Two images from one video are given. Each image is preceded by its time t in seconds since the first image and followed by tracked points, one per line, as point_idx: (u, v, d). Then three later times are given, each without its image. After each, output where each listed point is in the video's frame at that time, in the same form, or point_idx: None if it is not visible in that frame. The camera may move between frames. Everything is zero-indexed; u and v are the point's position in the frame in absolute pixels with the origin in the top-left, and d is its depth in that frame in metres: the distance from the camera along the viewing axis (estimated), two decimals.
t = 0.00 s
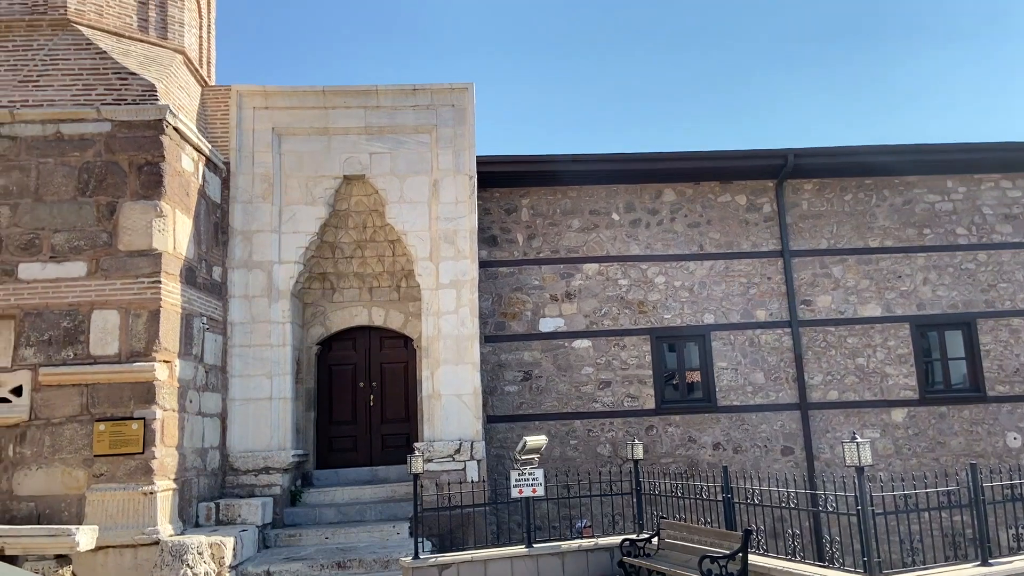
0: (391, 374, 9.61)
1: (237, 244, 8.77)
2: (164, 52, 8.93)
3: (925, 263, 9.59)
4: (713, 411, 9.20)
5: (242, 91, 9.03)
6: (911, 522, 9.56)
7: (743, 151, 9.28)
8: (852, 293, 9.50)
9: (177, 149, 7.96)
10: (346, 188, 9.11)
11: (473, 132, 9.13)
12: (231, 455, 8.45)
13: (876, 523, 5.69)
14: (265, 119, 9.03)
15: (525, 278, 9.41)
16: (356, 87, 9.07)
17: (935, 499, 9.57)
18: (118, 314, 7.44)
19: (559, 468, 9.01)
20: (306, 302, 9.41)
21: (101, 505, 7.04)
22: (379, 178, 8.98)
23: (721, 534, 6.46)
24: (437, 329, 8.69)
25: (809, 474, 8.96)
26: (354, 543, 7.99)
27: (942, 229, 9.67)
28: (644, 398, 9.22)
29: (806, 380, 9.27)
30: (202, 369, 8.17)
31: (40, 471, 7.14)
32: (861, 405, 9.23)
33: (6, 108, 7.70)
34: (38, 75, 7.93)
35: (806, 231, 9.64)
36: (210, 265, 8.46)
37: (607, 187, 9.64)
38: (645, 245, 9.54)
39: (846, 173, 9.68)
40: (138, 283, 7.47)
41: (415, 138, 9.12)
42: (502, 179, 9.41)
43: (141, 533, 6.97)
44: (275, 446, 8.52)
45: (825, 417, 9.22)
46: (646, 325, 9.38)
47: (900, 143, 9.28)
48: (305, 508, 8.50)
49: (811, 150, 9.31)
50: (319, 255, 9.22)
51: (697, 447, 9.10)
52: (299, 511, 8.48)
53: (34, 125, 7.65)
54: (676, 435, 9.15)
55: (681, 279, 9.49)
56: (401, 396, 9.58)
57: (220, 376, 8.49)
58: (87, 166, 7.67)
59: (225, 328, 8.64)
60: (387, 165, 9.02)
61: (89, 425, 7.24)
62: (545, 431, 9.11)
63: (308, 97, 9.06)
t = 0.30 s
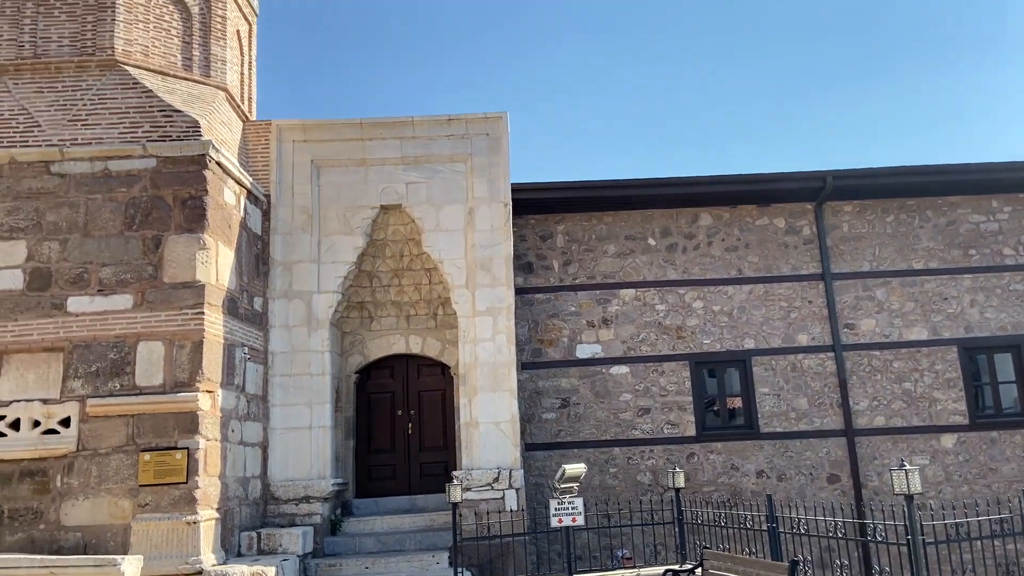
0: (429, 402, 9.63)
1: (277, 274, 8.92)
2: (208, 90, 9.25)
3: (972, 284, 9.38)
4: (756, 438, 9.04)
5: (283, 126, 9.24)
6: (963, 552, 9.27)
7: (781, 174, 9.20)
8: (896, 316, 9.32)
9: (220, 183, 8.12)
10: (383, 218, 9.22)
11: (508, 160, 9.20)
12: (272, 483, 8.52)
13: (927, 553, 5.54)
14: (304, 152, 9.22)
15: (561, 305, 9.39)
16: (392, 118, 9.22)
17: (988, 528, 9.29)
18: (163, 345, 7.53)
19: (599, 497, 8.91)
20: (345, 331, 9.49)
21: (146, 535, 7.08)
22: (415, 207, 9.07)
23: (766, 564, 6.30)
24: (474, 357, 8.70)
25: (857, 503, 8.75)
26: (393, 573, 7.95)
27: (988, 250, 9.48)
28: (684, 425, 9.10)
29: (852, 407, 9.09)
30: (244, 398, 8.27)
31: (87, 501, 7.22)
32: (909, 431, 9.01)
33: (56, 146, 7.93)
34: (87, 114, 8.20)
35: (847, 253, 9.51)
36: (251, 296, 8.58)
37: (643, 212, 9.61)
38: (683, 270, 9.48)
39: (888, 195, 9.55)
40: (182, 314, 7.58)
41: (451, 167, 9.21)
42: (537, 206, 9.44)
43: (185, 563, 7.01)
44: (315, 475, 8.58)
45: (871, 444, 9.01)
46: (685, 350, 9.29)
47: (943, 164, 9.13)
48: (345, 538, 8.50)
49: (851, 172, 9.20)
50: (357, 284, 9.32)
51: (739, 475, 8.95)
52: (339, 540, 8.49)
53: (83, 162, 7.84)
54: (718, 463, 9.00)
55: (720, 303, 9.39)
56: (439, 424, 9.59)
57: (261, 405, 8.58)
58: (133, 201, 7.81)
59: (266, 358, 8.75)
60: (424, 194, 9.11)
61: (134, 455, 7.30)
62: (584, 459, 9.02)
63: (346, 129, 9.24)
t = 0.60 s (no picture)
0: (466, 431, 9.61)
1: (316, 304, 9.03)
2: (248, 125, 9.48)
3: (1020, 308, 9.20)
4: (800, 467, 8.86)
5: (321, 158, 9.41)
6: None
7: (821, 198, 9.10)
8: (943, 341, 9.14)
9: (260, 216, 8.26)
10: (420, 248, 9.29)
11: (543, 188, 9.23)
12: (312, 514, 8.55)
13: None
14: (342, 184, 9.37)
15: (598, 332, 9.34)
16: (428, 149, 9.33)
17: None
18: (206, 376, 7.63)
19: (641, 528, 8.77)
20: (382, 360, 9.55)
21: (189, 565, 7.13)
22: (451, 236, 9.14)
23: None
24: (512, 385, 8.67)
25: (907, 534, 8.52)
26: None
27: None
28: (726, 454, 8.95)
29: (899, 434, 8.89)
30: (285, 428, 8.34)
31: (132, 532, 7.30)
32: (960, 459, 8.78)
33: (104, 183, 8.14)
34: (134, 151, 8.44)
35: (891, 277, 9.36)
36: (291, 326, 8.69)
37: (680, 237, 9.56)
38: (721, 295, 9.38)
39: (931, 217, 9.40)
40: (224, 345, 7.67)
41: (486, 196, 9.28)
42: (573, 234, 9.44)
43: None
44: (354, 505, 8.59)
45: (921, 473, 8.79)
46: (726, 377, 9.16)
47: (988, 185, 8.96)
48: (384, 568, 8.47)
49: (892, 194, 9.07)
50: (395, 313, 9.39)
51: (784, 505, 8.76)
52: (378, 571, 8.46)
53: (130, 198, 8.04)
54: (762, 493, 8.83)
55: (760, 329, 9.27)
56: (477, 453, 9.56)
57: (301, 435, 8.65)
58: (178, 235, 7.97)
59: (306, 388, 8.84)
60: (460, 223, 9.18)
61: (178, 485, 7.37)
62: (625, 489, 8.91)
63: (383, 161, 9.38)
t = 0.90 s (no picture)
0: (504, 460, 9.56)
1: (354, 334, 9.12)
2: (288, 158, 9.73)
3: None
4: (846, 497, 8.67)
5: (358, 190, 9.56)
6: None
7: (861, 223, 9.00)
8: (990, 366, 8.98)
9: (299, 247, 8.39)
10: (456, 276, 9.35)
11: (577, 216, 9.25)
12: (351, 543, 8.55)
13: None
14: (378, 214, 9.49)
15: (635, 359, 9.28)
16: (463, 179, 9.42)
17: None
18: (246, 406, 7.71)
19: (682, 559, 8.62)
20: (419, 388, 9.59)
21: None
22: (487, 264, 9.18)
23: None
24: (548, 414, 8.63)
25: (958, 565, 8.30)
26: None
27: None
28: (768, 483, 8.79)
29: (948, 462, 8.70)
30: (323, 458, 8.38)
31: (173, 561, 7.35)
32: (1012, 487, 8.59)
33: (149, 217, 8.34)
34: (177, 186, 8.64)
35: (935, 301, 9.22)
36: (329, 355, 8.77)
37: (717, 263, 9.50)
38: (760, 321, 9.28)
39: (975, 240, 9.28)
40: (264, 375, 7.76)
41: (521, 225, 9.32)
42: (608, 261, 9.43)
43: None
44: (393, 535, 8.58)
45: (971, 502, 8.58)
46: (766, 405, 9.02)
47: None
48: None
49: (934, 218, 8.95)
50: (431, 342, 9.43)
51: (830, 536, 8.57)
52: None
53: (173, 232, 8.22)
54: (806, 523, 8.64)
55: (801, 355, 9.15)
56: (515, 483, 9.50)
57: (339, 464, 8.68)
58: (219, 267, 8.12)
59: (344, 417, 8.89)
60: (495, 251, 9.22)
61: (218, 515, 7.42)
62: (665, 519, 8.77)
63: (418, 191, 9.49)
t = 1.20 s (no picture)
0: (539, 488, 9.47)
1: (389, 361, 9.16)
2: (324, 189, 9.87)
3: None
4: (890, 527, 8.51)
5: (392, 218, 9.65)
6: None
7: (901, 246, 8.88)
8: None
9: (335, 276, 8.48)
10: (489, 303, 9.36)
11: (611, 242, 9.25)
12: (386, 572, 8.52)
13: None
14: (412, 242, 9.57)
15: (671, 386, 9.19)
16: (495, 207, 9.47)
17: None
18: (283, 434, 7.75)
19: None
20: (454, 416, 9.58)
21: None
22: (520, 291, 9.20)
23: None
24: (584, 441, 8.56)
25: None
26: None
27: None
28: (810, 512, 8.64)
29: (995, 490, 8.52)
30: (359, 486, 8.39)
31: None
32: None
33: (189, 248, 8.49)
34: (216, 217, 8.80)
35: (978, 325, 9.06)
36: (364, 383, 8.82)
37: (753, 288, 9.40)
38: (799, 347, 9.16)
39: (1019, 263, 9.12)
40: (301, 403, 7.81)
41: (553, 251, 9.33)
42: (642, 286, 9.39)
43: None
44: (428, 564, 8.54)
45: (1020, 531, 8.41)
46: (806, 432, 8.87)
47: None
48: None
49: (975, 241, 8.81)
50: (465, 369, 9.44)
51: (874, 566, 8.40)
52: None
53: (212, 262, 8.36)
54: (850, 553, 8.49)
55: (841, 382, 9.00)
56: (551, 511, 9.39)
57: (374, 493, 8.68)
58: (257, 296, 8.22)
59: (379, 445, 8.90)
60: (528, 278, 9.24)
61: (256, 543, 7.45)
62: (704, 549, 8.63)
63: (452, 219, 9.56)
